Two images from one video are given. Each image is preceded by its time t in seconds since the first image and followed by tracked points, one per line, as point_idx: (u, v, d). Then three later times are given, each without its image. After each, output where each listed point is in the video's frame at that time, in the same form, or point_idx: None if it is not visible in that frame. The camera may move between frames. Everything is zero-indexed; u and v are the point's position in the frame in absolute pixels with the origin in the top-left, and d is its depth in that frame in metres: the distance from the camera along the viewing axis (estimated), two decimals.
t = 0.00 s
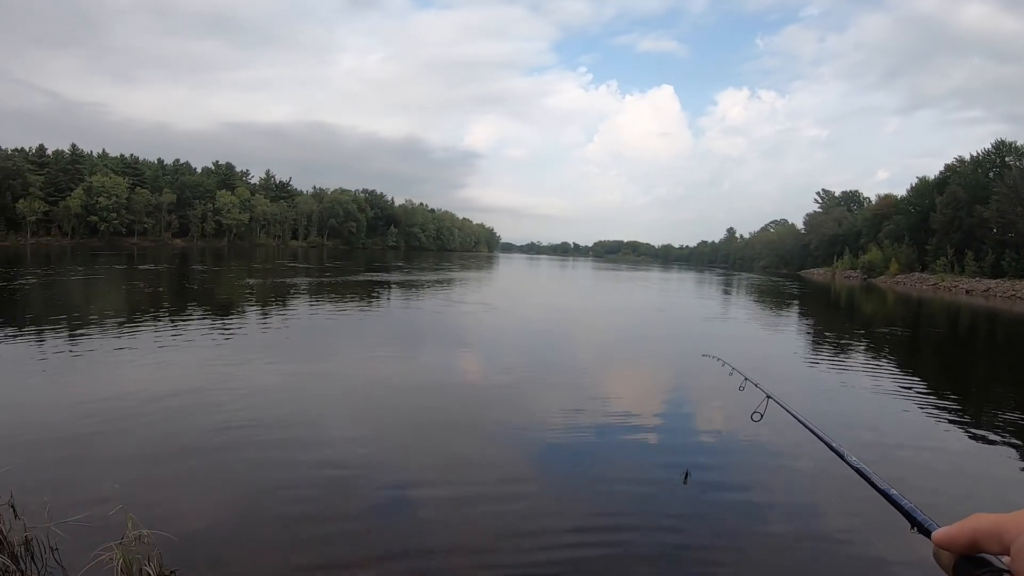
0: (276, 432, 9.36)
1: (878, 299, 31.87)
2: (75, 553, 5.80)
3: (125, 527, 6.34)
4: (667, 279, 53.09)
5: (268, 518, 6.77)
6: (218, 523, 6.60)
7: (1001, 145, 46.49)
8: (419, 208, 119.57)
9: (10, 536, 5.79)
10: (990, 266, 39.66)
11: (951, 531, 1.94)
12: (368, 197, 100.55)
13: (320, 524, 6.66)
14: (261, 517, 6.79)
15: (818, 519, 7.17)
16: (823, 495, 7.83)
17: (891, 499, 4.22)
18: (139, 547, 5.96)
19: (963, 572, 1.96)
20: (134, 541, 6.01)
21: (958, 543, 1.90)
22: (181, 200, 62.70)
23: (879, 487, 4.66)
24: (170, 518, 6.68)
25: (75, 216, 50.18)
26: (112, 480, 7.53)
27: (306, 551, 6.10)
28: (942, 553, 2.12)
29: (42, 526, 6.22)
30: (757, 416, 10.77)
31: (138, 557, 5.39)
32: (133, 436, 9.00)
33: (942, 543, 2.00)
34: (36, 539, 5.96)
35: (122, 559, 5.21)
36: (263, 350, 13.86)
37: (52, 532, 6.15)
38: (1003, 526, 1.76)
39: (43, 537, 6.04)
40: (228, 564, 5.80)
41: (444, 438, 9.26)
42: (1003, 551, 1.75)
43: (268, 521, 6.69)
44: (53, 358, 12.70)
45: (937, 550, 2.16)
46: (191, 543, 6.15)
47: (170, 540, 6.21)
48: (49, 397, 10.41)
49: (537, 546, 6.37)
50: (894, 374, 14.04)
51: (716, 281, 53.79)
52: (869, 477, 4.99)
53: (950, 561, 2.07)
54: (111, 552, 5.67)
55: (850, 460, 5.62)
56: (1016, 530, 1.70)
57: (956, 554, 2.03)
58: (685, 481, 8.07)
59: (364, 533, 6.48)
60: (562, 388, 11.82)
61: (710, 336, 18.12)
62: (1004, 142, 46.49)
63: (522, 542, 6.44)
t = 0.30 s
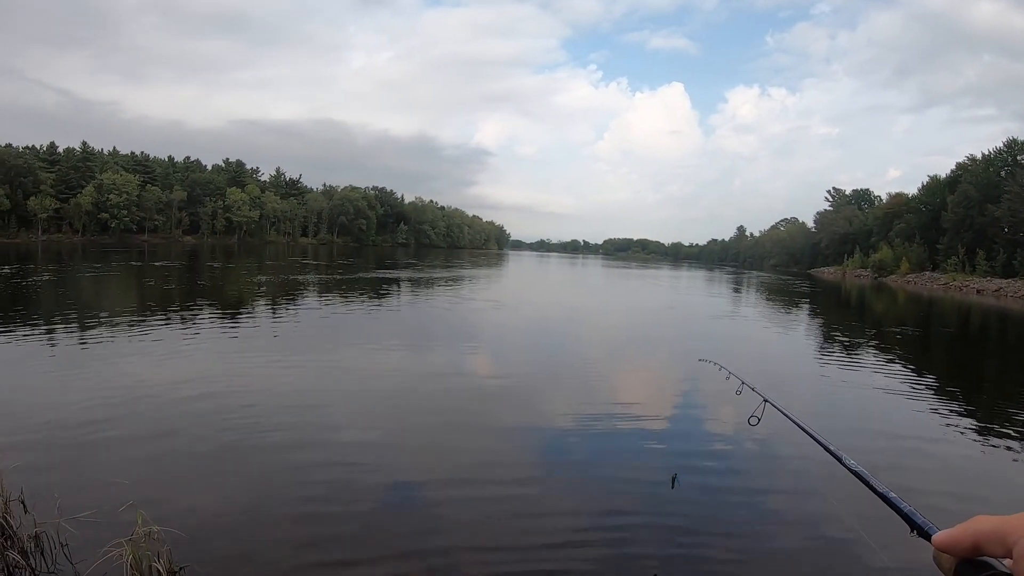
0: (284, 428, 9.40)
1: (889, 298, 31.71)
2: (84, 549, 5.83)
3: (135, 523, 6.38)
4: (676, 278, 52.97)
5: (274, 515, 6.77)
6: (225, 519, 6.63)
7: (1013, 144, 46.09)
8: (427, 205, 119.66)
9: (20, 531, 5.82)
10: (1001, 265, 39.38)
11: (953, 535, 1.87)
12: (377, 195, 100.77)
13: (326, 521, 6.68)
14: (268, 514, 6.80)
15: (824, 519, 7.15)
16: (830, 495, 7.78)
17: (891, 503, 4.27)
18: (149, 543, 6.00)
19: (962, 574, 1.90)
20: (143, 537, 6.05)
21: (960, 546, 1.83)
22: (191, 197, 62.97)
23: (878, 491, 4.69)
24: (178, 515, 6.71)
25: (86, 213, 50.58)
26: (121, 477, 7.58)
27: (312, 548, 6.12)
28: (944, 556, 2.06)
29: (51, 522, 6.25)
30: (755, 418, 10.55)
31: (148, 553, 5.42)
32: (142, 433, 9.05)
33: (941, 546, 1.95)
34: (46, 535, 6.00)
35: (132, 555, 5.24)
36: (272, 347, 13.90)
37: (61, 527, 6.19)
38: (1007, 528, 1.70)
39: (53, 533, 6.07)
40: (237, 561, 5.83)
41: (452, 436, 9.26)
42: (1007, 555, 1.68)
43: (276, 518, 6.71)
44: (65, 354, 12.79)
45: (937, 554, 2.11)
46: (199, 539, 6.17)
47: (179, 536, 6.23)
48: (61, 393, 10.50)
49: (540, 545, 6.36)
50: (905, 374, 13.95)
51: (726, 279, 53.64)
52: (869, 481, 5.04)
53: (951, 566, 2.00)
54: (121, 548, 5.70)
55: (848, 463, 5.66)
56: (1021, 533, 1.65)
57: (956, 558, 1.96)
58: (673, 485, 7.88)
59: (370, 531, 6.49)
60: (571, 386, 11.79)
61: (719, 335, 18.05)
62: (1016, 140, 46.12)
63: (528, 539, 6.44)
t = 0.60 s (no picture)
0: (289, 425, 9.43)
1: (895, 297, 31.71)
2: (90, 546, 5.86)
3: (140, 520, 6.40)
4: (682, 277, 52.93)
5: (278, 512, 6.80)
6: (230, 516, 6.67)
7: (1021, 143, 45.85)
8: (433, 203, 119.76)
9: (25, 527, 5.86)
10: (1008, 266, 39.18)
11: (955, 536, 1.84)
12: (383, 193, 100.93)
13: (329, 519, 6.70)
14: (271, 510, 6.84)
15: (826, 518, 7.13)
16: (833, 495, 7.76)
17: (891, 502, 4.27)
18: (153, 540, 6.02)
19: None
20: (148, 535, 6.07)
21: (960, 548, 1.80)
22: (197, 195, 63.14)
23: (878, 490, 4.70)
24: (183, 511, 6.73)
25: (93, 211, 50.83)
26: (126, 474, 7.61)
27: (315, 545, 6.13)
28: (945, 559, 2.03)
29: (56, 519, 6.28)
30: (756, 416, 10.56)
31: (153, 550, 5.45)
32: (147, 430, 9.08)
33: (943, 548, 1.92)
34: (51, 532, 6.03)
35: (136, 552, 5.27)
36: (278, 344, 13.93)
37: (67, 524, 6.22)
38: (1007, 531, 1.68)
39: (58, 529, 6.11)
40: (240, 558, 5.85)
41: (455, 433, 9.28)
42: (1005, 557, 1.66)
43: (280, 515, 6.74)
44: (71, 351, 12.86)
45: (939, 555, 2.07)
46: (203, 536, 6.20)
47: (183, 532, 6.26)
48: (67, 390, 10.54)
49: (540, 543, 6.35)
50: (911, 374, 13.91)
51: (733, 278, 53.55)
52: (869, 480, 5.04)
53: (951, 567, 1.97)
54: (126, 545, 5.74)
55: (848, 462, 5.68)
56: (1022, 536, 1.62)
57: (958, 560, 1.93)
58: (678, 463, 8.48)
59: (373, 529, 6.48)
60: (576, 385, 11.80)
61: (726, 334, 17.98)
62: None
63: (529, 537, 6.44)
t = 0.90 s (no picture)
0: (293, 424, 9.46)
1: (899, 298, 31.65)
2: (92, 545, 5.85)
3: (142, 519, 6.40)
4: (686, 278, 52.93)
5: (281, 511, 6.81)
6: (232, 516, 6.66)
7: None
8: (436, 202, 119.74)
9: (29, 527, 5.87)
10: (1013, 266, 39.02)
11: (957, 538, 1.82)
12: (386, 193, 100.94)
13: (333, 518, 6.70)
14: (275, 509, 6.85)
15: (829, 519, 7.12)
16: (838, 495, 7.75)
17: (895, 505, 4.27)
18: (156, 540, 6.02)
19: None
20: (150, 534, 6.07)
21: (963, 552, 1.78)
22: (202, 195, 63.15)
23: (881, 493, 4.71)
24: (186, 511, 6.72)
25: (97, 210, 50.93)
26: (130, 473, 7.62)
27: (318, 544, 6.13)
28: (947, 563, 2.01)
29: (59, 518, 6.28)
30: (762, 416, 10.54)
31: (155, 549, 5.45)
32: (151, 429, 9.10)
33: (946, 552, 1.89)
34: (54, 531, 6.02)
35: (138, 553, 5.26)
36: (281, 344, 13.94)
37: (70, 523, 6.22)
38: (1010, 536, 1.66)
39: (62, 528, 6.12)
40: (246, 557, 5.86)
41: (458, 433, 9.28)
42: (1009, 562, 1.65)
43: (284, 514, 6.74)
44: (76, 351, 12.89)
45: (942, 558, 2.05)
46: (205, 535, 6.19)
47: (186, 531, 6.24)
48: (72, 389, 10.55)
49: (544, 543, 6.36)
50: (915, 375, 13.88)
51: (737, 278, 53.43)
52: (872, 482, 5.05)
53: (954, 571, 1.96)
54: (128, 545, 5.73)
55: (851, 464, 5.68)
56: None
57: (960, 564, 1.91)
58: (692, 455, 8.82)
59: (376, 528, 6.49)
60: (580, 385, 11.80)
61: (730, 334, 17.96)
62: None
63: (533, 538, 6.44)
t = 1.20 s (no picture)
0: (295, 424, 9.45)
1: (901, 298, 31.66)
2: (94, 544, 5.86)
3: (143, 518, 6.41)
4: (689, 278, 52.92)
5: (285, 510, 6.82)
6: (234, 516, 6.65)
7: None
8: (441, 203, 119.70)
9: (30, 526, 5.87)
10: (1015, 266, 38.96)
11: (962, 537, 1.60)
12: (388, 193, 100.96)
13: (337, 517, 6.71)
14: (278, 508, 6.85)
15: (832, 520, 7.10)
16: (840, 495, 7.77)
17: (902, 505, 4.28)
18: (157, 539, 6.04)
19: None
20: (151, 533, 6.09)
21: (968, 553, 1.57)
22: (204, 195, 63.20)
23: (888, 494, 4.68)
24: (188, 510, 6.73)
25: (98, 210, 50.91)
26: (133, 472, 7.63)
27: (322, 544, 6.14)
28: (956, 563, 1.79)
29: (60, 517, 6.28)
30: (770, 417, 10.45)
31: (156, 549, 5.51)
32: (154, 428, 9.10)
33: (952, 552, 1.66)
34: (54, 530, 6.02)
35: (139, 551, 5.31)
36: (284, 344, 13.96)
37: (71, 523, 6.23)
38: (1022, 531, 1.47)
39: (62, 528, 6.13)
40: (247, 557, 5.85)
41: (461, 433, 9.30)
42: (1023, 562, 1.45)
43: (285, 514, 6.73)
44: (78, 351, 12.88)
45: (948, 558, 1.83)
46: (208, 535, 6.20)
47: (187, 531, 6.25)
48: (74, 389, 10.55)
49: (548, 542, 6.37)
50: (917, 374, 13.88)
51: (739, 278, 53.38)
52: (880, 484, 5.04)
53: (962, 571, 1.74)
54: (129, 544, 5.75)
55: (857, 465, 5.66)
56: None
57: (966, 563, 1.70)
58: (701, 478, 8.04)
59: (380, 527, 6.49)
60: (583, 384, 11.81)
61: (732, 334, 17.97)
62: None
63: (537, 539, 6.42)
